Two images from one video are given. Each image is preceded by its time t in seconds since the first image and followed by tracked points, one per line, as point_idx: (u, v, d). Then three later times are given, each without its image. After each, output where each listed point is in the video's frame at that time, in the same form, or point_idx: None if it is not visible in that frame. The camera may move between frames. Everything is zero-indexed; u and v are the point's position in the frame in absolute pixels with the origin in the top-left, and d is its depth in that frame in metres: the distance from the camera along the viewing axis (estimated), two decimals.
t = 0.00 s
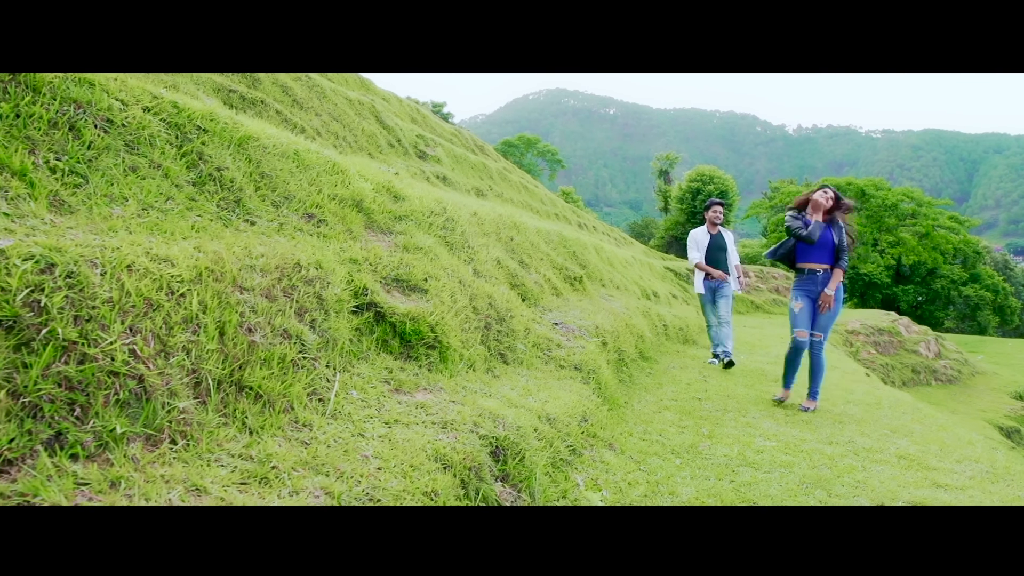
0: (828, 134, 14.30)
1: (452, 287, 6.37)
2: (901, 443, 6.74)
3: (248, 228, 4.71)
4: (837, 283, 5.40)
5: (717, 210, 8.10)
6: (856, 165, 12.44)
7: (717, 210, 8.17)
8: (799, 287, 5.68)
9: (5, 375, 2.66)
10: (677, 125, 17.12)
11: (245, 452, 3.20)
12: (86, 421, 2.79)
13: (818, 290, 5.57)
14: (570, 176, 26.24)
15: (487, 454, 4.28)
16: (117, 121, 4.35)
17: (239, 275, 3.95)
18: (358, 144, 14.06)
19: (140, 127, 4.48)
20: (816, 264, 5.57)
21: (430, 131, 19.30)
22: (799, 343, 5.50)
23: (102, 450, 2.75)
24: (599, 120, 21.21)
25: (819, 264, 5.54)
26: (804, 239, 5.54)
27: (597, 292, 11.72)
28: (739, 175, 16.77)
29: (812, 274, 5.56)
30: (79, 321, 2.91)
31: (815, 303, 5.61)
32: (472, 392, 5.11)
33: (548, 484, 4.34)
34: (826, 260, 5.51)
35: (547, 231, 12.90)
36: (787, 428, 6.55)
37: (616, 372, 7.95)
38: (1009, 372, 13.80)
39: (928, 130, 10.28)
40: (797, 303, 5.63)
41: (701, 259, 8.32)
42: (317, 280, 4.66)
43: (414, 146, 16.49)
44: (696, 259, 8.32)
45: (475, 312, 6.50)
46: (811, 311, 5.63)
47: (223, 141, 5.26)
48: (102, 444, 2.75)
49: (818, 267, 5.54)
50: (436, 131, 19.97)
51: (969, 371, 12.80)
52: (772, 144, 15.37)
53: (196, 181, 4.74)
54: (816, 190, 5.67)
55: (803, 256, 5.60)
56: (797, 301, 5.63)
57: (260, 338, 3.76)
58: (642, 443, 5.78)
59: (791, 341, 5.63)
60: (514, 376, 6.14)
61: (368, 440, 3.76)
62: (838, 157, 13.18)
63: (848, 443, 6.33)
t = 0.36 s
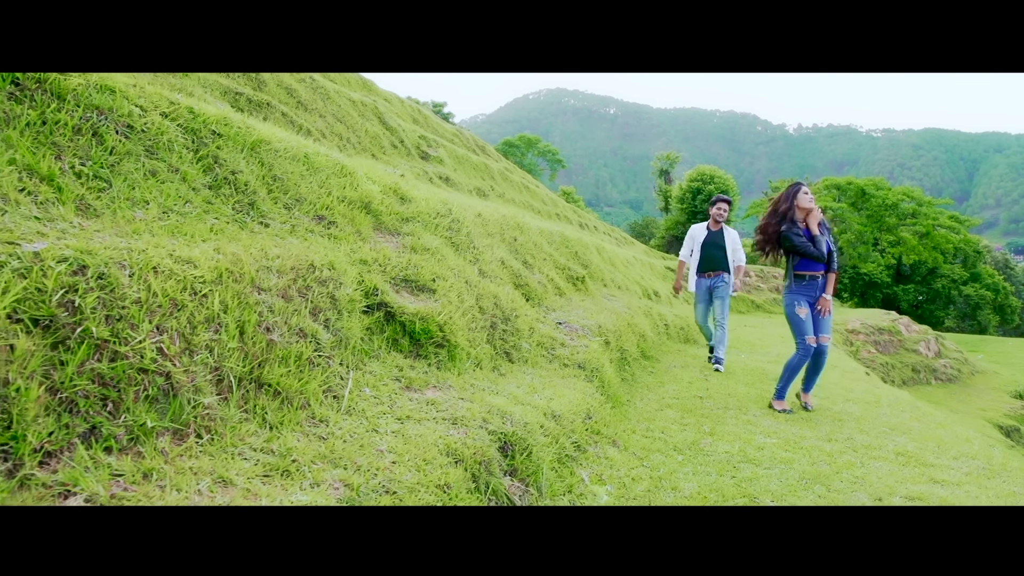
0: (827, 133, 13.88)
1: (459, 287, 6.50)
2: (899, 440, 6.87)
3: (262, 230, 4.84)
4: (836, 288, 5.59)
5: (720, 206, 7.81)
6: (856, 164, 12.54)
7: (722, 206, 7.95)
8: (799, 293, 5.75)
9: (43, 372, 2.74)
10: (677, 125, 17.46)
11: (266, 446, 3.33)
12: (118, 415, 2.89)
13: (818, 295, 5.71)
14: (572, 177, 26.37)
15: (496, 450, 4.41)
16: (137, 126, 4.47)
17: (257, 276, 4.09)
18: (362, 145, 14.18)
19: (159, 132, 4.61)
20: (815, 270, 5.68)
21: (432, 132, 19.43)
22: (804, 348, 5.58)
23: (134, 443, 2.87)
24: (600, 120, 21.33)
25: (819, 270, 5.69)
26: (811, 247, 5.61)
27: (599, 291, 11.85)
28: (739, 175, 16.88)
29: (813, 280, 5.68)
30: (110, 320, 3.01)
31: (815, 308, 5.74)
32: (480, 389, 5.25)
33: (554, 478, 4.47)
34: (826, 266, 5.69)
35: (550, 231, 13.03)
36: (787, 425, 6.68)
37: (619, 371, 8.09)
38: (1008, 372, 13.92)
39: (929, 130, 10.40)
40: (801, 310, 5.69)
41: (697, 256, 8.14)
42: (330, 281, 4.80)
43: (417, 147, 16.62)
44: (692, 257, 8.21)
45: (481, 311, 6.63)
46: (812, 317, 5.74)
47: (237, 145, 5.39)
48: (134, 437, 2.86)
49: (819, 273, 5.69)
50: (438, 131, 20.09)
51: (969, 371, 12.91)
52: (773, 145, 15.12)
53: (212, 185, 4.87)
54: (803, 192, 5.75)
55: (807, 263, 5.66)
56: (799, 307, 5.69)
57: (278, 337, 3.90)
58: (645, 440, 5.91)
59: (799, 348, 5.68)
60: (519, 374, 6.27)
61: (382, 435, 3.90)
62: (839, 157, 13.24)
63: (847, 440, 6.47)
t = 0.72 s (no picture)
0: (829, 133, 14.03)
1: (467, 288, 6.65)
2: (900, 438, 7.00)
3: (278, 232, 4.99)
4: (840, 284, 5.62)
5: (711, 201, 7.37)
6: (857, 164, 12.67)
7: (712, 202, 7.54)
8: (802, 289, 5.82)
9: (82, 369, 2.84)
10: (679, 125, 17.60)
11: (289, 440, 3.46)
12: (150, 410, 3.01)
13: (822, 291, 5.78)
14: (574, 177, 26.51)
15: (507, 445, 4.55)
16: (158, 132, 4.62)
17: (276, 277, 4.24)
18: (367, 146, 14.33)
19: (179, 138, 4.76)
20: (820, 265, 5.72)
21: (435, 133, 19.58)
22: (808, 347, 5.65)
23: (166, 437, 2.98)
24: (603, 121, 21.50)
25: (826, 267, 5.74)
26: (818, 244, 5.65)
27: (603, 291, 11.98)
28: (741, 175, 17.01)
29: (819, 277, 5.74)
30: (142, 320, 3.15)
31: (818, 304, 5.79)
32: (490, 387, 5.40)
33: (563, 475, 4.62)
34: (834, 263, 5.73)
35: (553, 232, 13.17)
36: (789, 423, 6.81)
37: (623, 370, 8.22)
38: (1010, 372, 14.04)
39: (932, 130, 10.33)
40: (805, 306, 5.75)
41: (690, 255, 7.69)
42: (345, 282, 4.95)
43: (420, 148, 16.77)
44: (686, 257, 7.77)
45: (489, 311, 6.78)
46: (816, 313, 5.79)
47: (252, 149, 5.54)
48: (166, 431, 2.98)
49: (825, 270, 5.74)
50: (441, 132, 20.24)
51: (971, 370, 13.04)
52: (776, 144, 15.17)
53: (230, 188, 5.01)
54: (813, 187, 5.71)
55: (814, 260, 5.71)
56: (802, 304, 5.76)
57: (297, 335, 4.05)
58: (649, 437, 6.05)
59: (804, 345, 5.75)
60: (526, 373, 6.42)
61: (398, 430, 4.04)
62: (840, 156, 13.35)
63: (848, 437, 6.59)
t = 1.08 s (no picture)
0: (830, 134, 13.84)
1: (475, 290, 6.82)
2: (899, 436, 7.15)
3: (295, 236, 5.16)
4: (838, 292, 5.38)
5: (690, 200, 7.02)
6: (857, 165, 12.85)
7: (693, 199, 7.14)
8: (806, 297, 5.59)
9: (120, 368, 2.99)
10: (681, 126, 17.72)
11: (312, 436, 3.62)
12: (183, 407, 3.17)
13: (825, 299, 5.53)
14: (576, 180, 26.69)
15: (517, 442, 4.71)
16: (181, 141, 4.79)
17: (296, 280, 4.41)
18: (372, 150, 14.49)
19: (200, 146, 4.93)
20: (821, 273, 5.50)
21: (438, 136, 19.76)
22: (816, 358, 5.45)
23: (198, 432, 3.13)
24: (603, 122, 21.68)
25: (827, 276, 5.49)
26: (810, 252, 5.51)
27: (606, 293, 12.13)
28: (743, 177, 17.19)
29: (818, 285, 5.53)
30: (174, 321, 3.32)
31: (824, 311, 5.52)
32: (500, 386, 5.56)
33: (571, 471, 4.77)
34: (836, 273, 5.45)
35: (557, 234, 13.32)
36: (790, 422, 6.96)
37: (627, 370, 8.38)
38: (1011, 372, 14.17)
39: (932, 131, 10.67)
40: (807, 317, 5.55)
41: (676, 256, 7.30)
42: (360, 284, 5.12)
43: (424, 151, 16.94)
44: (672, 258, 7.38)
45: (497, 313, 6.94)
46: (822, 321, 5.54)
47: (269, 155, 5.71)
48: (198, 427, 3.13)
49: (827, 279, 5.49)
50: (444, 135, 20.40)
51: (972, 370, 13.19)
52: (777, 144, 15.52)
53: (248, 194, 5.18)
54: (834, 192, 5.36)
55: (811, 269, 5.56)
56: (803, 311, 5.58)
57: (317, 336, 4.22)
58: (653, 435, 6.20)
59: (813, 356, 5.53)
60: (534, 373, 6.58)
61: (414, 427, 4.20)
62: (841, 158, 13.50)
63: (848, 436, 6.74)
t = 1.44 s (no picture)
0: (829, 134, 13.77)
1: (481, 292, 6.98)
2: (896, 434, 7.31)
3: (308, 240, 5.32)
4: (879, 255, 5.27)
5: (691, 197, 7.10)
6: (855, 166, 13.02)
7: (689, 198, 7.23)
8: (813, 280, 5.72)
9: (152, 367, 3.14)
10: (680, 127, 17.81)
11: (330, 432, 3.77)
12: (209, 404, 3.32)
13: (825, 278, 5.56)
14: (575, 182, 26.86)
15: (526, 439, 4.87)
16: (199, 148, 4.95)
17: (312, 282, 4.58)
18: (374, 153, 14.65)
19: (217, 153, 5.09)
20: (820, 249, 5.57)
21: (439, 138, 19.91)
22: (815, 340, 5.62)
23: (224, 428, 3.29)
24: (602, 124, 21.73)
25: (828, 253, 5.52)
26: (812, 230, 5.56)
27: (607, 294, 12.29)
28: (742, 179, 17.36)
29: (820, 265, 5.58)
30: (201, 322, 3.48)
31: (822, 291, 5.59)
32: (506, 385, 5.72)
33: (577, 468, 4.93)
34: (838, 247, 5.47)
35: (558, 236, 13.48)
36: (789, 421, 7.12)
37: (629, 370, 8.53)
38: (1010, 373, 14.33)
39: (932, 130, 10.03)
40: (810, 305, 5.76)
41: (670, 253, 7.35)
42: (371, 286, 5.28)
43: (426, 154, 17.09)
44: (665, 255, 7.41)
45: (502, 314, 7.11)
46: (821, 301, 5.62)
47: (281, 161, 5.88)
48: (224, 423, 3.29)
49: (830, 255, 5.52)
50: (445, 137, 20.59)
51: (971, 370, 13.34)
52: (776, 146, 15.74)
53: (263, 200, 5.34)
54: (831, 170, 5.47)
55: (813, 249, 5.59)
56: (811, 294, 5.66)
57: (332, 336, 4.38)
58: (655, 434, 6.36)
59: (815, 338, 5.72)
60: (538, 372, 6.74)
61: (426, 424, 4.37)
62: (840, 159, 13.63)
63: (846, 434, 6.90)
